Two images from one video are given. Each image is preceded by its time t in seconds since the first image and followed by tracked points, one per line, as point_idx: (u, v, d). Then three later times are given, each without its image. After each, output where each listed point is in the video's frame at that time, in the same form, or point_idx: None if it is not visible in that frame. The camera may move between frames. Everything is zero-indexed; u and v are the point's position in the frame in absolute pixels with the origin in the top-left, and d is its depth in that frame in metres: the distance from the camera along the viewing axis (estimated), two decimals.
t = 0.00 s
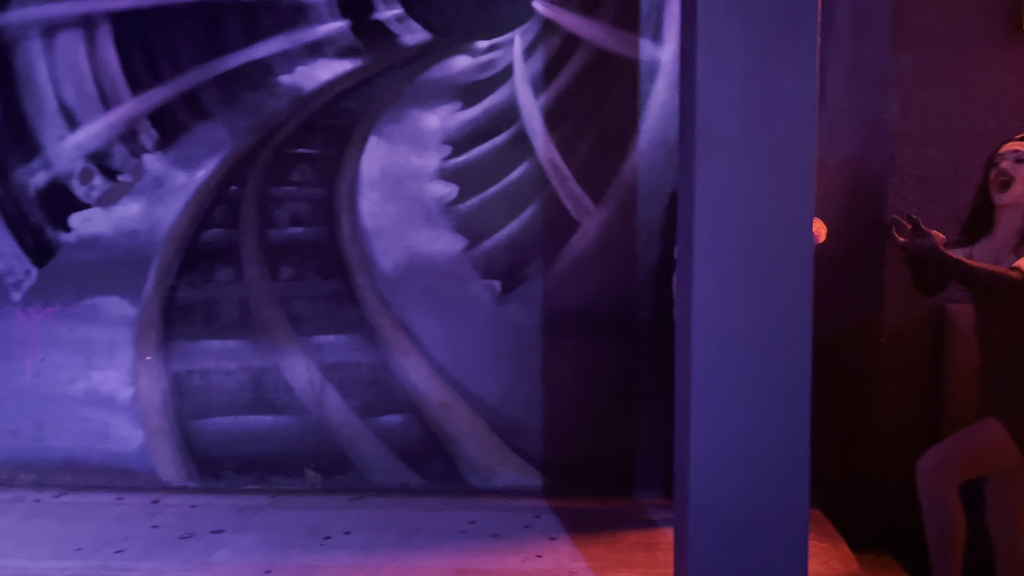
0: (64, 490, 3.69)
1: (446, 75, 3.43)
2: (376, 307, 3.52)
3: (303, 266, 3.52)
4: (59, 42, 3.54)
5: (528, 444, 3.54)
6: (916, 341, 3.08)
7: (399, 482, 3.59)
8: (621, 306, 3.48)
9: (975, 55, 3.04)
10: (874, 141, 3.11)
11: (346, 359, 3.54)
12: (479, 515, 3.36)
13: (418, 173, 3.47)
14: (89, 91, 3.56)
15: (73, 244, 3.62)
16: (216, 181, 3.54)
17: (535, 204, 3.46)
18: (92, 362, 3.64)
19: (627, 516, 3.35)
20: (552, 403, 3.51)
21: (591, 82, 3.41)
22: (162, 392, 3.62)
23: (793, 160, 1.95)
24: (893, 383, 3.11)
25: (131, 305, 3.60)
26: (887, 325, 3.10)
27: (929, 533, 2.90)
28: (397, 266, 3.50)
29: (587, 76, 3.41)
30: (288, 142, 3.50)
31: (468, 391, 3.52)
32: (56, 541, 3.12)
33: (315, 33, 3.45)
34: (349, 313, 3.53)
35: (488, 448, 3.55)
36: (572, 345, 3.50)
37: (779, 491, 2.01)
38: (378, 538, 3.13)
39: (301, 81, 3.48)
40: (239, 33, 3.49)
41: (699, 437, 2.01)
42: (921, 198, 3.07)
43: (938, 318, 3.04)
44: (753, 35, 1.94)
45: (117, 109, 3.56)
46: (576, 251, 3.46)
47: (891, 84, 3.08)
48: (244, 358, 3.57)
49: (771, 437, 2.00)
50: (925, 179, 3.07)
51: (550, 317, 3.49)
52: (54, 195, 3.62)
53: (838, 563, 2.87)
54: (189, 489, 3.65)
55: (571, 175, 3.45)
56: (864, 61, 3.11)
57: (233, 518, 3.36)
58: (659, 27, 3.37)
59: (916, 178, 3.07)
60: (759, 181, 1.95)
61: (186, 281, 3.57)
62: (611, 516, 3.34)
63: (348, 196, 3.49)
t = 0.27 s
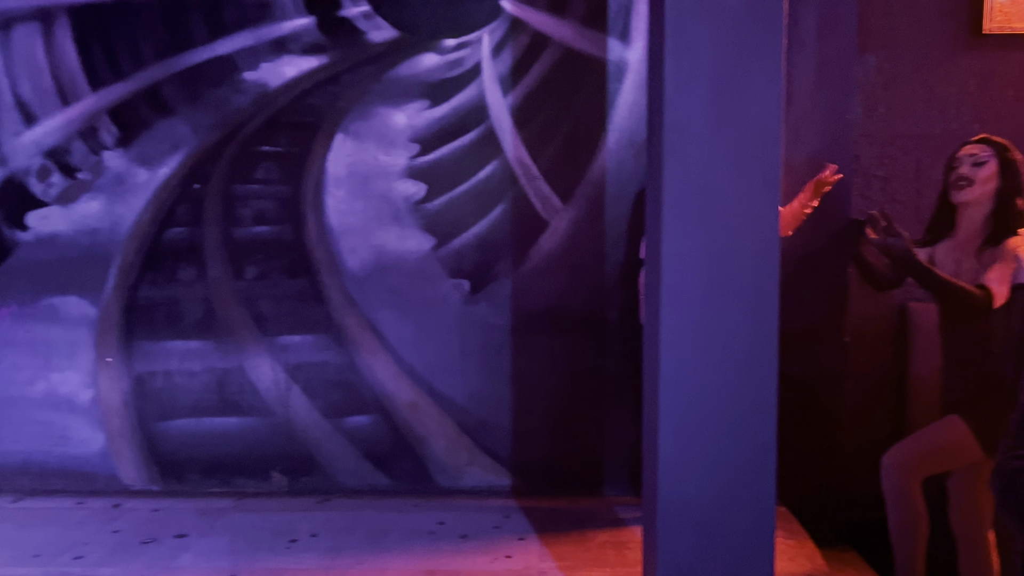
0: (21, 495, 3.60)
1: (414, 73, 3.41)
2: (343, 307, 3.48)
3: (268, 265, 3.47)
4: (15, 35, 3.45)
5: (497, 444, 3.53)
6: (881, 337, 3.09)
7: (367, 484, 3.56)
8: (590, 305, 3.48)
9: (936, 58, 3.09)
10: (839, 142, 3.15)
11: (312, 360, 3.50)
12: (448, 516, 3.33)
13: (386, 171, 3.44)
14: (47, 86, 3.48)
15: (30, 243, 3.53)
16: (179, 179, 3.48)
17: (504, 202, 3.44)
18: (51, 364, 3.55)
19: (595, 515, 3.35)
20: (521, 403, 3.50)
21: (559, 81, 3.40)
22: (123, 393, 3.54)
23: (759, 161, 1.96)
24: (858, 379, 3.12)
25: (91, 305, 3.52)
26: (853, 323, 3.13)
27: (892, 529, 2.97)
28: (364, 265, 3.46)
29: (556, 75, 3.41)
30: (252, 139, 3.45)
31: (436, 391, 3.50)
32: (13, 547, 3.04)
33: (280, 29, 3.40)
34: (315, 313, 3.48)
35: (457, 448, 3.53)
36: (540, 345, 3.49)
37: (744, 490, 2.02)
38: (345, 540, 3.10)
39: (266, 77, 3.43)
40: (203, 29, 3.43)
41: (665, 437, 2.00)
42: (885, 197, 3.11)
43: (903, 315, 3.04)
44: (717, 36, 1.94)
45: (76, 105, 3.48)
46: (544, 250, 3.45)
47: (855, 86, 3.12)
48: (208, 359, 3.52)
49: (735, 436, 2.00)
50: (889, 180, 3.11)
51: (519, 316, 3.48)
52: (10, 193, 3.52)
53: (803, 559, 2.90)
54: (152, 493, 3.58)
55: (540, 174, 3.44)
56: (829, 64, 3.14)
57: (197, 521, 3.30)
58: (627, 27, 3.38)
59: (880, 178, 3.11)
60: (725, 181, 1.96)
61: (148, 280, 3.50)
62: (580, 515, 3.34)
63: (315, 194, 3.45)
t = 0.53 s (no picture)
0: None
1: (384, 72, 3.38)
2: (312, 307, 3.45)
3: (236, 265, 3.43)
4: None
5: (469, 445, 3.51)
6: (847, 337, 3.16)
7: (337, 486, 3.53)
8: (562, 305, 3.48)
9: (902, 60, 3.13)
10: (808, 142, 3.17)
11: (282, 360, 3.46)
12: (420, 517, 3.31)
13: (356, 170, 3.41)
14: (8, 82, 3.41)
15: None
16: (145, 178, 3.42)
17: (476, 202, 3.43)
18: (13, 366, 3.48)
19: (568, 515, 3.34)
20: (494, 403, 3.50)
21: (531, 80, 3.40)
22: (87, 396, 3.48)
23: (729, 156, 1.92)
24: (825, 379, 3.18)
25: (55, 306, 3.46)
26: (819, 323, 3.18)
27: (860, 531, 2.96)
28: (335, 265, 3.43)
29: (528, 75, 3.40)
30: (220, 137, 3.41)
31: (408, 392, 3.48)
32: None
33: (249, 27, 3.37)
34: (285, 313, 3.45)
35: (429, 449, 3.52)
36: (513, 345, 3.48)
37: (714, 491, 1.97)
38: (315, 543, 3.06)
39: (235, 75, 3.39)
40: (170, 25, 3.38)
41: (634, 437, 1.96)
42: (852, 198, 3.15)
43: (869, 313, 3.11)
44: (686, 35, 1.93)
45: (39, 103, 3.42)
46: (516, 250, 3.44)
47: (823, 87, 3.15)
48: (175, 361, 3.47)
49: (705, 436, 1.96)
50: (856, 181, 3.15)
51: (490, 316, 3.47)
52: None
53: (772, 555, 2.90)
54: (117, 497, 3.52)
55: (512, 174, 3.43)
56: (797, 65, 3.16)
57: (164, 525, 3.24)
58: (598, 28, 3.38)
59: (847, 179, 3.15)
60: (696, 178, 1.92)
61: (113, 281, 3.44)
62: (552, 515, 3.33)
63: (284, 193, 3.41)
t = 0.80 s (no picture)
0: None
1: (360, 71, 3.36)
2: (287, 309, 3.42)
3: (209, 266, 3.40)
4: None
5: (446, 445, 3.50)
6: (823, 336, 3.14)
7: (313, 488, 3.50)
8: (539, 305, 3.48)
9: (874, 62, 3.16)
10: (782, 143, 3.20)
11: (256, 362, 3.43)
12: (396, 519, 3.29)
13: (332, 170, 3.39)
14: None
15: None
16: (116, 178, 3.38)
17: (453, 203, 3.42)
18: None
19: (545, 515, 3.33)
20: (471, 404, 3.49)
21: (507, 81, 3.40)
22: (58, 399, 3.43)
23: (702, 156, 1.90)
24: (802, 378, 3.17)
25: (24, 308, 3.40)
26: (795, 322, 3.17)
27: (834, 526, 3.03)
28: (310, 265, 3.41)
29: (504, 75, 3.40)
30: (193, 137, 3.37)
31: (384, 393, 3.47)
32: None
33: (222, 25, 3.33)
34: (259, 314, 3.42)
35: (405, 451, 3.50)
36: (489, 345, 3.48)
37: (688, 493, 1.95)
38: (290, 545, 3.04)
39: (208, 74, 3.36)
40: (141, 23, 3.33)
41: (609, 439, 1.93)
42: (829, 198, 3.15)
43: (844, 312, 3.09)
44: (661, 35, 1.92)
45: (7, 101, 3.36)
46: (493, 251, 3.44)
47: (797, 89, 3.18)
48: (148, 363, 3.43)
49: (679, 438, 1.94)
50: (831, 181, 3.16)
51: (467, 317, 3.46)
52: None
53: (746, 553, 2.92)
54: (88, 501, 3.47)
55: (489, 174, 3.43)
56: (771, 66, 3.18)
57: (136, 529, 3.20)
58: (574, 28, 3.38)
59: (822, 180, 3.16)
60: (670, 177, 1.90)
61: (84, 282, 3.39)
62: (529, 516, 3.32)
63: (258, 193, 3.38)
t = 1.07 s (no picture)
0: None
1: (340, 72, 3.35)
2: (267, 310, 3.40)
3: (188, 267, 3.37)
4: None
5: (427, 447, 3.49)
6: (802, 336, 3.14)
7: (293, 491, 3.48)
8: (520, 306, 3.47)
9: (852, 64, 3.19)
10: (762, 145, 3.22)
11: (235, 364, 3.41)
12: (378, 522, 3.27)
13: (312, 171, 3.37)
14: None
15: None
16: (93, 178, 3.34)
17: (434, 204, 3.41)
18: None
19: (527, 516, 3.33)
20: (452, 405, 3.48)
21: (488, 82, 3.39)
22: (33, 402, 3.39)
23: (682, 156, 1.90)
24: (780, 378, 3.16)
25: None
26: (774, 322, 3.16)
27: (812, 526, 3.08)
28: (289, 266, 3.39)
29: (485, 76, 3.39)
30: (172, 137, 3.34)
31: (365, 395, 3.45)
32: None
33: (201, 25, 3.31)
34: (238, 316, 3.39)
35: (386, 453, 3.49)
36: (471, 346, 3.47)
37: (668, 494, 1.95)
38: (270, 549, 3.01)
39: (186, 74, 3.33)
40: (118, 23, 3.30)
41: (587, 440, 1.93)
42: (806, 199, 3.16)
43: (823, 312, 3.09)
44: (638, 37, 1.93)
45: None
46: (475, 252, 3.43)
47: (776, 91, 3.19)
48: (125, 365, 3.39)
49: (657, 438, 1.93)
50: (809, 182, 3.17)
51: (449, 318, 3.45)
52: None
53: (726, 553, 2.92)
54: (65, 505, 3.43)
55: (470, 175, 3.42)
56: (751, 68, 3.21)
57: (114, 533, 3.17)
58: (555, 29, 3.39)
59: (800, 181, 3.17)
60: (650, 178, 1.90)
61: (60, 283, 3.35)
62: (511, 517, 3.31)
63: (237, 194, 3.36)
